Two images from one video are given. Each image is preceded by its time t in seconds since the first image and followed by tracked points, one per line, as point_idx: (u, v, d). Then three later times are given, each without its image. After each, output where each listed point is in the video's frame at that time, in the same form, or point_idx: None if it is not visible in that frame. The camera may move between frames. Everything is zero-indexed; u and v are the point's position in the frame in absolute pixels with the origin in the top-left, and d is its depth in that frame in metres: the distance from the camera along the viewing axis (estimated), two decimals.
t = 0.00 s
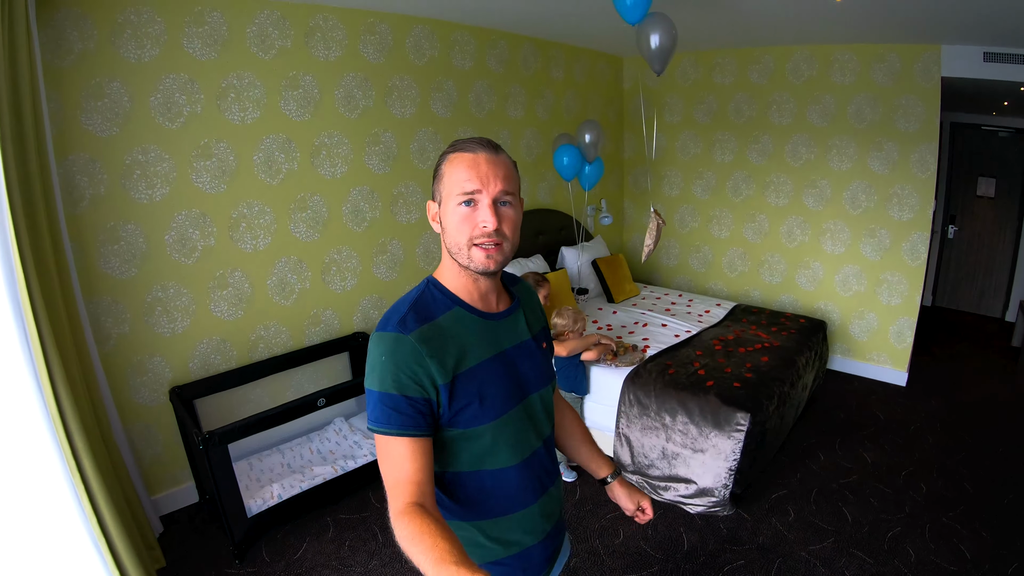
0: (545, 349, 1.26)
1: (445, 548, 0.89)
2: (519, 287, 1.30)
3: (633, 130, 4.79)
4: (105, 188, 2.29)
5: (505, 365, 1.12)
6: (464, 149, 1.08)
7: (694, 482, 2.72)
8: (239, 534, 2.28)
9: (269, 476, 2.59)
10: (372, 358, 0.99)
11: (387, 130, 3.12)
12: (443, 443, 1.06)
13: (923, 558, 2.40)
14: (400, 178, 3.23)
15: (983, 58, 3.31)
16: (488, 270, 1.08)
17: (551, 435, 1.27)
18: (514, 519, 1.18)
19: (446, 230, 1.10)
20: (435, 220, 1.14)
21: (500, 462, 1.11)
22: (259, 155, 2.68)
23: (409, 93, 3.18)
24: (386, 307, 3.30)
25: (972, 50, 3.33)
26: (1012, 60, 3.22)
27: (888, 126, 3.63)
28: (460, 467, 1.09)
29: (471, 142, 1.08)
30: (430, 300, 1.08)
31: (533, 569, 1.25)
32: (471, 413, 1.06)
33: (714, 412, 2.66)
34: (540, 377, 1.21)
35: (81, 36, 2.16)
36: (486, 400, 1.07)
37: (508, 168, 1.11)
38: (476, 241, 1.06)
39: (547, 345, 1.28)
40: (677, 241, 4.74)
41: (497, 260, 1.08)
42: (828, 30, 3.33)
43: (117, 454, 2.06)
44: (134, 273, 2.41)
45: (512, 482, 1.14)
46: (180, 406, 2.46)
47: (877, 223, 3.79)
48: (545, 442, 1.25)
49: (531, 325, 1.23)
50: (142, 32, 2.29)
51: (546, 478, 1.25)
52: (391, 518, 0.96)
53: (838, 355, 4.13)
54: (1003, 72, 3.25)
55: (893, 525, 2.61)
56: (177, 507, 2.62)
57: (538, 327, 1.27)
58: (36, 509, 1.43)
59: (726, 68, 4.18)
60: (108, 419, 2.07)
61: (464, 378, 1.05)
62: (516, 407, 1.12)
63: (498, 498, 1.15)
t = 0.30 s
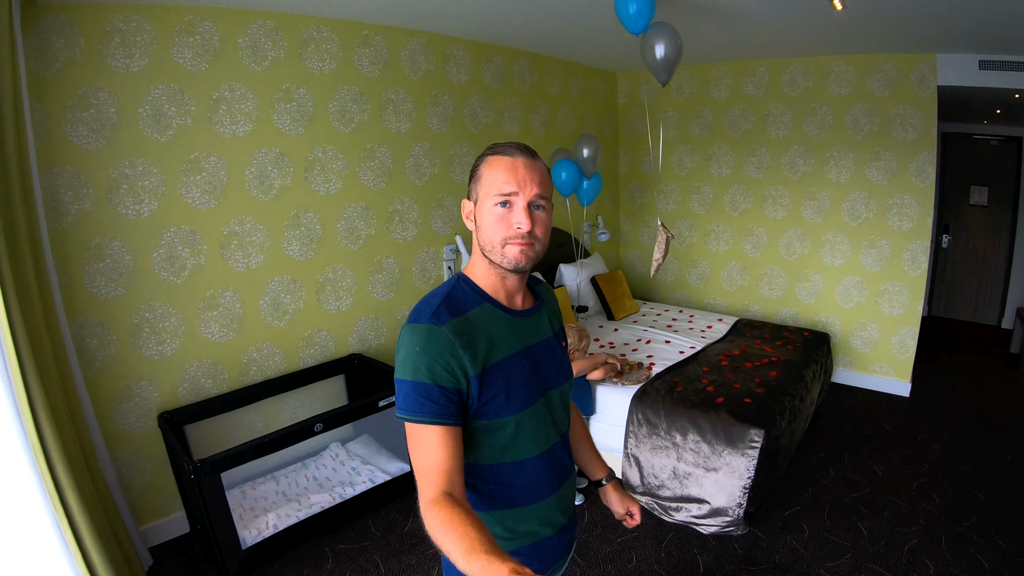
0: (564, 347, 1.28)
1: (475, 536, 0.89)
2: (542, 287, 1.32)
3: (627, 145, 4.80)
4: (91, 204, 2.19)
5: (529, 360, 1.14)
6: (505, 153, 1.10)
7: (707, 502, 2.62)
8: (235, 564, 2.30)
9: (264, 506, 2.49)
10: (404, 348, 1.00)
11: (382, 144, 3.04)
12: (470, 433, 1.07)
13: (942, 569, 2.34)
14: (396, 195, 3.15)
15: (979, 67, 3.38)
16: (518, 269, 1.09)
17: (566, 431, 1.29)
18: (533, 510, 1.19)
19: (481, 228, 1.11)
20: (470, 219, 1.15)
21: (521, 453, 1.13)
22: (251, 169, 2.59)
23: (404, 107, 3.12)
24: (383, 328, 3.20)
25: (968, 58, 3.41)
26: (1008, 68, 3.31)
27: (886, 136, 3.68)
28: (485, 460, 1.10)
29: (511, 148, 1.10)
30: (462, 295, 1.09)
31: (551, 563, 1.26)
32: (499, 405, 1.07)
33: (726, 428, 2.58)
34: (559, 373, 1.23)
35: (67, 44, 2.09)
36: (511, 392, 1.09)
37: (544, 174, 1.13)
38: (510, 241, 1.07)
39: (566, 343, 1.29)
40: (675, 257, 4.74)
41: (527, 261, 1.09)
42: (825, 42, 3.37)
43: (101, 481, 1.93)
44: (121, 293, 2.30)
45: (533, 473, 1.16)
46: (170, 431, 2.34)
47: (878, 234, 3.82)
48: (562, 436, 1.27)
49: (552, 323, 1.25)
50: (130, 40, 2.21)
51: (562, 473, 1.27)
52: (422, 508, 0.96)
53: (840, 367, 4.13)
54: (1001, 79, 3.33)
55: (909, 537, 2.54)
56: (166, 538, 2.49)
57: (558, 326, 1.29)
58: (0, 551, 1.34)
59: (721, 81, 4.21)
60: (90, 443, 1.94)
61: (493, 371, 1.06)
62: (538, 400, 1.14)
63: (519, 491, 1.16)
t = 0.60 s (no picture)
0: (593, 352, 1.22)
1: (492, 536, 0.84)
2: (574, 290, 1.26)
3: (617, 157, 4.80)
4: (72, 221, 2.08)
5: (558, 360, 1.07)
6: (542, 153, 1.03)
7: (720, 515, 2.54)
8: None
9: (259, 537, 2.35)
10: (432, 340, 0.95)
11: (373, 158, 2.97)
12: (493, 431, 1.00)
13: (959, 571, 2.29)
14: (388, 211, 3.07)
15: (966, 69, 3.46)
16: (547, 274, 1.03)
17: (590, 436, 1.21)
18: (551, 513, 1.11)
19: (514, 229, 1.06)
20: (505, 218, 1.10)
21: (544, 453, 1.05)
22: (239, 185, 2.49)
23: (394, 120, 3.05)
24: (377, 349, 3.10)
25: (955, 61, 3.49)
26: (995, 68, 3.41)
27: (876, 139, 3.73)
28: (506, 457, 1.03)
29: (549, 147, 1.04)
30: (493, 292, 1.04)
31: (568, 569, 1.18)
32: (525, 405, 1.00)
33: (737, 439, 2.51)
34: (587, 377, 1.16)
35: (46, 54, 1.99)
36: (538, 394, 1.02)
37: (583, 176, 1.06)
38: (540, 244, 1.02)
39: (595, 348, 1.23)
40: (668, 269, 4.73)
41: (558, 265, 1.03)
42: (814, 48, 3.41)
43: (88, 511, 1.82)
44: (104, 315, 2.17)
45: (554, 476, 1.08)
46: (158, 462, 2.20)
47: (871, 238, 3.86)
48: (586, 440, 1.19)
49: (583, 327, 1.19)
50: (113, 50, 2.12)
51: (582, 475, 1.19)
52: (440, 502, 0.92)
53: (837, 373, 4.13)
54: (989, 80, 3.42)
55: (923, 540, 2.49)
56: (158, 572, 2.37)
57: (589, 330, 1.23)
58: None
59: (710, 90, 4.23)
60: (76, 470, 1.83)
61: (522, 370, 1.00)
62: (565, 401, 1.07)
63: (539, 495, 1.08)
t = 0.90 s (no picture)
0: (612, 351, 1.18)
1: (510, 533, 0.81)
2: (592, 289, 1.23)
3: (609, 162, 4.81)
4: (61, 223, 2.01)
5: (575, 358, 1.04)
6: (553, 150, 1.01)
7: (722, 518, 2.51)
8: None
9: (255, 548, 2.25)
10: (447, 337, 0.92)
11: (368, 161, 2.93)
12: (509, 429, 0.97)
13: (961, 568, 2.30)
14: (383, 215, 3.03)
15: (956, 74, 3.52)
16: (561, 273, 1.01)
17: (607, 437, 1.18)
18: (570, 512, 1.07)
19: (528, 227, 1.04)
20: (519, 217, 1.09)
21: (563, 453, 1.02)
22: (233, 187, 2.43)
23: (389, 123, 3.02)
24: (372, 355, 3.05)
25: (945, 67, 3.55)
26: (985, 74, 3.47)
27: (867, 144, 3.79)
28: (522, 457, 1.00)
29: (561, 144, 1.01)
30: (510, 289, 1.01)
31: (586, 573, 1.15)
32: (542, 403, 0.97)
33: (740, 441, 2.51)
34: (605, 376, 1.13)
35: (37, 50, 1.93)
36: (556, 392, 0.98)
37: (596, 171, 1.03)
38: (553, 243, 1.00)
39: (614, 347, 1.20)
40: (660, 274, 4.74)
41: (573, 264, 1.01)
42: (807, 54, 3.46)
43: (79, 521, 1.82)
44: (94, 320, 2.10)
45: (573, 475, 1.05)
46: (151, 472, 2.13)
47: (862, 241, 3.91)
48: (603, 441, 1.16)
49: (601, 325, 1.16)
50: (106, 47, 2.06)
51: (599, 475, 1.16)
52: (455, 501, 0.89)
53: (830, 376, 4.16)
54: (980, 84, 3.49)
55: (924, 538, 2.50)
56: None
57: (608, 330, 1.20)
58: None
59: (702, 95, 4.27)
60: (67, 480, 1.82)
61: (540, 367, 0.97)
62: (582, 400, 1.04)
63: (557, 493, 1.05)
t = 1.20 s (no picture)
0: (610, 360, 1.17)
1: (501, 537, 0.82)
2: (593, 297, 1.21)
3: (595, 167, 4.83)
4: (46, 225, 1.98)
5: (570, 366, 1.03)
6: (551, 153, 1.01)
7: (712, 520, 2.52)
8: None
9: (243, 555, 2.25)
10: (440, 341, 0.92)
11: (355, 165, 2.92)
12: (501, 434, 0.97)
13: (949, 566, 2.33)
14: (370, 219, 3.02)
15: (938, 80, 3.59)
16: (556, 279, 1.00)
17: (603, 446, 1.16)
18: (558, 522, 1.05)
19: (525, 232, 1.04)
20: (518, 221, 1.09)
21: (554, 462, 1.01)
22: (220, 190, 2.41)
23: (377, 127, 3.02)
24: (359, 360, 3.03)
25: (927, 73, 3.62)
26: (967, 79, 3.55)
27: (851, 149, 3.85)
28: (512, 463, 0.99)
29: (559, 148, 1.02)
30: (505, 294, 1.01)
31: None
32: (532, 411, 0.96)
33: (728, 443, 2.51)
34: (602, 385, 1.11)
35: (23, 50, 1.90)
36: (547, 400, 0.97)
37: (594, 176, 1.02)
38: (547, 247, 0.99)
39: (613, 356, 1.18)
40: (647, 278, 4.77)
41: (569, 270, 1.00)
42: (792, 60, 3.51)
43: (63, 526, 1.78)
44: (79, 325, 2.07)
45: (562, 484, 1.03)
46: (137, 478, 2.10)
47: (846, 245, 3.96)
48: (598, 451, 1.14)
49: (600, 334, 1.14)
50: (93, 47, 2.04)
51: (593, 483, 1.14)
52: (447, 505, 0.89)
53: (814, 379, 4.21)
54: (962, 90, 3.56)
55: (911, 537, 2.53)
56: None
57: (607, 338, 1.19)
58: None
59: (687, 100, 4.31)
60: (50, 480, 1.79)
61: (532, 375, 0.96)
62: (575, 409, 1.03)
63: (546, 502, 1.04)
